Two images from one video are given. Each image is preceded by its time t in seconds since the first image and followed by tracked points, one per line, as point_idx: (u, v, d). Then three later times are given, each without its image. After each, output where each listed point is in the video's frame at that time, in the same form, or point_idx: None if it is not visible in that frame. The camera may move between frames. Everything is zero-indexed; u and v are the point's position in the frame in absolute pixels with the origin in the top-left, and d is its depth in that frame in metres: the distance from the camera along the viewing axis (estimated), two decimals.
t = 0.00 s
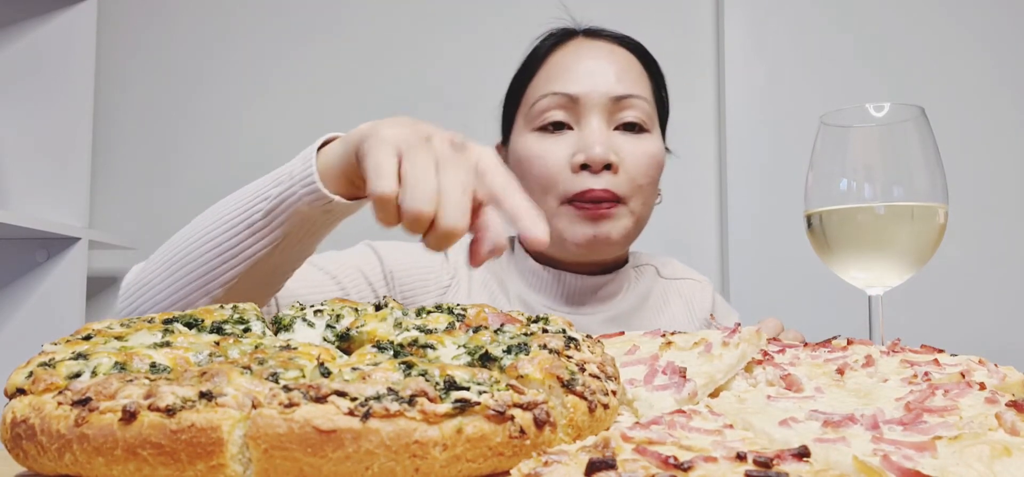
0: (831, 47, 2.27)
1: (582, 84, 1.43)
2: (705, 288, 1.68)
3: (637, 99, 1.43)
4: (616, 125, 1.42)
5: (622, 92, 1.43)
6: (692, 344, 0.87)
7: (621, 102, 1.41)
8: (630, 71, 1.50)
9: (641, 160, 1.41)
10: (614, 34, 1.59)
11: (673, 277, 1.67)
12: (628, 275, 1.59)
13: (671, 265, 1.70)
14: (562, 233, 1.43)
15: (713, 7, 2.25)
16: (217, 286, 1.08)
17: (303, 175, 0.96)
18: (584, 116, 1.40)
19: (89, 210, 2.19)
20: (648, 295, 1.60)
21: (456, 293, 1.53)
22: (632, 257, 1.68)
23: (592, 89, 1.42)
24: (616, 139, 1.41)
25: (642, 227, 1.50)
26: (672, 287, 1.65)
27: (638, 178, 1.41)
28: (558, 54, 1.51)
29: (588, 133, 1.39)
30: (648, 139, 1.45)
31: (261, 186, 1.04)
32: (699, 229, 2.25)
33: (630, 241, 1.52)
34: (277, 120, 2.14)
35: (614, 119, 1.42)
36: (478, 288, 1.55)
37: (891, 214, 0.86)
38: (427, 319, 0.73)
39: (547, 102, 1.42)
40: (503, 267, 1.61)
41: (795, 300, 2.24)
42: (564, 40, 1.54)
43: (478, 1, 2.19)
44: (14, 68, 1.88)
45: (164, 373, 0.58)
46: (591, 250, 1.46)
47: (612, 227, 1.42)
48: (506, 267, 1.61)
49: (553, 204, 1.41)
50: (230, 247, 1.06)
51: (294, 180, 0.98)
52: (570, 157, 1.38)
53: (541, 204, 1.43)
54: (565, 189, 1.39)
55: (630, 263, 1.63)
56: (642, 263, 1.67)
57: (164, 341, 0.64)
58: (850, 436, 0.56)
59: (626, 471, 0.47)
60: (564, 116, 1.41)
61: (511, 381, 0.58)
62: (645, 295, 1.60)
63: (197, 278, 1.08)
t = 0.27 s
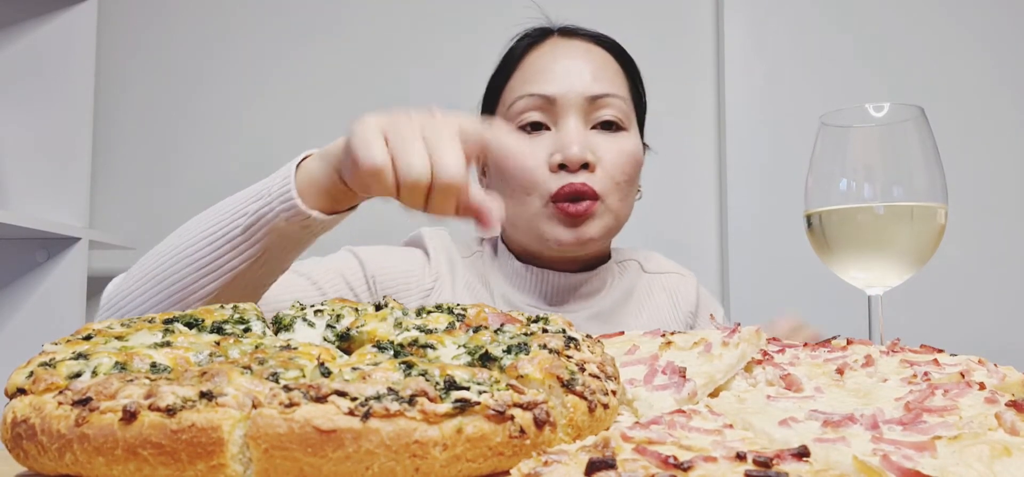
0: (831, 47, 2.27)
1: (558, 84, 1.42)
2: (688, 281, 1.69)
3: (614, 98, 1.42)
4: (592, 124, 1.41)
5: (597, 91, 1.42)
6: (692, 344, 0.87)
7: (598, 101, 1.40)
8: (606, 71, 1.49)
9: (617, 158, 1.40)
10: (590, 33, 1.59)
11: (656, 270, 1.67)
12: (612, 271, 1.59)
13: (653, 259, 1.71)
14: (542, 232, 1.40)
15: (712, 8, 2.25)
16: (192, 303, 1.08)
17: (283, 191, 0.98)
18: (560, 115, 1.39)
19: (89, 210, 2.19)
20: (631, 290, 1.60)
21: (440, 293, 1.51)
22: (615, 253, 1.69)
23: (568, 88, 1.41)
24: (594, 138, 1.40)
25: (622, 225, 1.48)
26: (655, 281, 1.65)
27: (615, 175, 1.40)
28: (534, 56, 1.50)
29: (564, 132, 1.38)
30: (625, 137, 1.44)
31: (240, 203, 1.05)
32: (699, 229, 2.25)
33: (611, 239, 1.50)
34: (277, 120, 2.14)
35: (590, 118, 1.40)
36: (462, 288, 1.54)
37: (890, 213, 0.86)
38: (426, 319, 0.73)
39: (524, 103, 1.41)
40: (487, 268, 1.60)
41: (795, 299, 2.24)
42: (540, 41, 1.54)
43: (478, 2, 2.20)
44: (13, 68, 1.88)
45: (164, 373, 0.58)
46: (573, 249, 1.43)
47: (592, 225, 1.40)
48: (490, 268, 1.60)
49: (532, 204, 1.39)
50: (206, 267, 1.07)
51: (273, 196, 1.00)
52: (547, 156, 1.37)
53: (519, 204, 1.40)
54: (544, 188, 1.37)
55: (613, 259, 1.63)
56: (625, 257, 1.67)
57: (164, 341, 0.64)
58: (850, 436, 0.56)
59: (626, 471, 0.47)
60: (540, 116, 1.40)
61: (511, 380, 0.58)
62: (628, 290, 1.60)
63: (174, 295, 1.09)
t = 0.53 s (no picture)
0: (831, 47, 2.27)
1: (549, 93, 1.39)
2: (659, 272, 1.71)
3: (600, 110, 1.41)
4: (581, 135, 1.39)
5: (587, 102, 1.40)
6: (692, 344, 0.87)
7: (585, 113, 1.39)
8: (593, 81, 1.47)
9: (605, 171, 1.39)
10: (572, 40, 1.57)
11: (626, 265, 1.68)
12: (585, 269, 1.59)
13: (622, 254, 1.73)
14: (526, 240, 1.40)
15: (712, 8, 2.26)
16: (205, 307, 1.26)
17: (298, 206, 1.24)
18: (550, 125, 1.37)
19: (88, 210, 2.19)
20: (604, 287, 1.61)
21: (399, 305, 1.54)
22: (584, 253, 1.70)
23: (558, 98, 1.38)
24: (581, 150, 1.38)
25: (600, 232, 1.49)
26: (627, 276, 1.66)
27: (601, 187, 1.39)
28: (522, 61, 1.47)
29: (554, 143, 1.37)
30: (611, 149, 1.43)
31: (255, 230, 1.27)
32: (699, 230, 2.25)
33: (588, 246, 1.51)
34: (277, 120, 2.14)
35: (579, 130, 1.39)
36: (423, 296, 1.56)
37: (890, 213, 0.85)
38: (426, 319, 0.73)
39: (513, 110, 1.38)
40: (452, 278, 1.60)
41: (795, 299, 2.24)
42: (525, 47, 1.51)
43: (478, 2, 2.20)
44: (13, 69, 1.88)
45: (164, 373, 0.58)
46: (555, 256, 1.43)
47: (577, 234, 1.40)
48: (456, 278, 1.60)
49: (519, 212, 1.37)
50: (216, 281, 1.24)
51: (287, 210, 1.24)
52: (536, 166, 1.35)
53: (505, 210, 1.39)
54: (531, 196, 1.36)
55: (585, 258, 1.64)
56: (594, 257, 1.69)
57: (164, 341, 0.64)
58: (850, 436, 0.56)
59: (626, 471, 0.47)
60: (530, 125, 1.38)
61: (511, 381, 0.58)
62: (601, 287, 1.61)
63: (184, 303, 1.29)
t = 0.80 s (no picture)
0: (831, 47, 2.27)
1: (508, 93, 1.40)
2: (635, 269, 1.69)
3: (562, 110, 1.41)
4: (542, 134, 1.39)
5: (547, 101, 1.40)
6: (692, 344, 0.87)
7: (546, 113, 1.39)
8: (555, 80, 1.47)
9: (567, 168, 1.38)
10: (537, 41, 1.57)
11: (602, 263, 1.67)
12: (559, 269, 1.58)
13: (598, 251, 1.71)
14: (492, 241, 1.39)
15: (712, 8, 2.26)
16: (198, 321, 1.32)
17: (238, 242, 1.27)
18: (510, 126, 1.38)
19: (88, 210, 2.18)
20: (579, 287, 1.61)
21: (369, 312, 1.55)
22: (561, 251, 1.69)
23: (518, 98, 1.39)
24: (543, 149, 1.38)
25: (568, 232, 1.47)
26: (603, 274, 1.65)
27: (565, 186, 1.38)
28: (483, 64, 1.47)
29: (515, 143, 1.36)
30: (574, 147, 1.43)
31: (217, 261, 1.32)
32: (699, 230, 2.26)
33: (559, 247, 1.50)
34: (277, 120, 2.15)
35: (539, 129, 1.39)
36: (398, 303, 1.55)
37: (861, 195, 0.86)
38: (426, 319, 0.73)
39: (474, 113, 1.39)
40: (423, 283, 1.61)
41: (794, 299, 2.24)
42: (487, 50, 1.51)
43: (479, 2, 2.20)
44: (14, 68, 1.88)
45: (164, 373, 0.58)
46: (524, 256, 1.42)
47: (542, 234, 1.39)
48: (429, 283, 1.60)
49: (483, 213, 1.37)
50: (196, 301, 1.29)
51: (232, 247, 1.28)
52: (497, 167, 1.35)
53: (470, 213, 1.38)
54: (494, 197, 1.35)
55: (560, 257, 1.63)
56: (571, 255, 1.68)
57: (164, 341, 0.64)
58: (850, 436, 0.56)
59: (626, 471, 0.47)
60: (490, 127, 1.38)
61: (511, 381, 0.58)
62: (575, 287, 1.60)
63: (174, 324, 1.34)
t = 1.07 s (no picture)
0: (831, 47, 2.27)
1: (514, 93, 1.39)
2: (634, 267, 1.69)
3: (568, 110, 1.42)
4: (550, 134, 1.40)
5: (554, 100, 1.40)
6: (692, 344, 0.87)
7: (553, 113, 1.39)
8: (558, 79, 1.47)
9: (576, 169, 1.39)
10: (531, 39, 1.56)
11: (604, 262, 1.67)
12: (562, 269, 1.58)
13: (597, 249, 1.71)
14: (504, 244, 1.38)
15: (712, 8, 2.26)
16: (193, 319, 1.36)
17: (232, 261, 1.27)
18: (519, 126, 1.38)
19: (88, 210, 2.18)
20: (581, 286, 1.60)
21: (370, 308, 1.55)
22: (562, 251, 1.68)
23: (524, 98, 1.38)
24: (552, 150, 1.38)
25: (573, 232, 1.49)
26: (605, 272, 1.65)
27: (574, 187, 1.39)
28: (485, 63, 1.46)
29: (524, 144, 1.36)
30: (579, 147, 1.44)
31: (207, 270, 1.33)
32: (699, 230, 2.26)
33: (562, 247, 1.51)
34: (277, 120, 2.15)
35: (546, 129, 1.39)
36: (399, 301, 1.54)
37: (857, 202, 0.86)
38: (426, 319, 0.73)
39: (482, 114, 1.38)
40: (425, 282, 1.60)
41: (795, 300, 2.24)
42: (488, 50, 1.49)
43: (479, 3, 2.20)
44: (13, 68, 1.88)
45: (164, 373, 0.58)
46: (533, 258, 1.42)
47: (554, 235, 1.39)
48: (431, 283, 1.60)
49: (495, 215, 1.36)
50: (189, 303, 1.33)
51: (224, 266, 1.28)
52: (509, 169, 1.35)
53: (479, 215, 1.38)
54: (506, 199, 1.35)
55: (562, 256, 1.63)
56: (572, 254, 1.67)
57: (164, 341, 0.64)
58: (850, 436, 0.56)
59: (626, 471, 0.47)
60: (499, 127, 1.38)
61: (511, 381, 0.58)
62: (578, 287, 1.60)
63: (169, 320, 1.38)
